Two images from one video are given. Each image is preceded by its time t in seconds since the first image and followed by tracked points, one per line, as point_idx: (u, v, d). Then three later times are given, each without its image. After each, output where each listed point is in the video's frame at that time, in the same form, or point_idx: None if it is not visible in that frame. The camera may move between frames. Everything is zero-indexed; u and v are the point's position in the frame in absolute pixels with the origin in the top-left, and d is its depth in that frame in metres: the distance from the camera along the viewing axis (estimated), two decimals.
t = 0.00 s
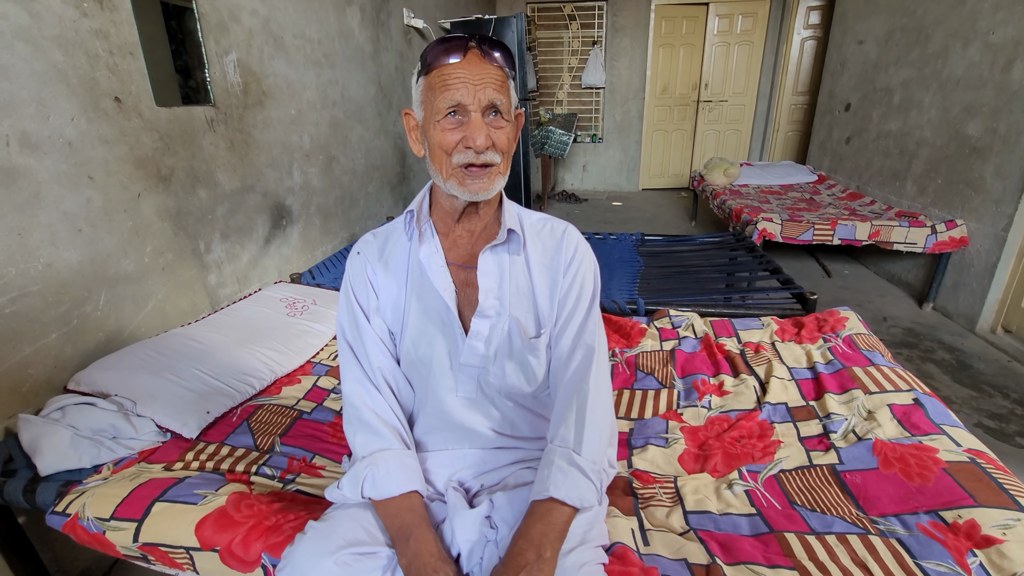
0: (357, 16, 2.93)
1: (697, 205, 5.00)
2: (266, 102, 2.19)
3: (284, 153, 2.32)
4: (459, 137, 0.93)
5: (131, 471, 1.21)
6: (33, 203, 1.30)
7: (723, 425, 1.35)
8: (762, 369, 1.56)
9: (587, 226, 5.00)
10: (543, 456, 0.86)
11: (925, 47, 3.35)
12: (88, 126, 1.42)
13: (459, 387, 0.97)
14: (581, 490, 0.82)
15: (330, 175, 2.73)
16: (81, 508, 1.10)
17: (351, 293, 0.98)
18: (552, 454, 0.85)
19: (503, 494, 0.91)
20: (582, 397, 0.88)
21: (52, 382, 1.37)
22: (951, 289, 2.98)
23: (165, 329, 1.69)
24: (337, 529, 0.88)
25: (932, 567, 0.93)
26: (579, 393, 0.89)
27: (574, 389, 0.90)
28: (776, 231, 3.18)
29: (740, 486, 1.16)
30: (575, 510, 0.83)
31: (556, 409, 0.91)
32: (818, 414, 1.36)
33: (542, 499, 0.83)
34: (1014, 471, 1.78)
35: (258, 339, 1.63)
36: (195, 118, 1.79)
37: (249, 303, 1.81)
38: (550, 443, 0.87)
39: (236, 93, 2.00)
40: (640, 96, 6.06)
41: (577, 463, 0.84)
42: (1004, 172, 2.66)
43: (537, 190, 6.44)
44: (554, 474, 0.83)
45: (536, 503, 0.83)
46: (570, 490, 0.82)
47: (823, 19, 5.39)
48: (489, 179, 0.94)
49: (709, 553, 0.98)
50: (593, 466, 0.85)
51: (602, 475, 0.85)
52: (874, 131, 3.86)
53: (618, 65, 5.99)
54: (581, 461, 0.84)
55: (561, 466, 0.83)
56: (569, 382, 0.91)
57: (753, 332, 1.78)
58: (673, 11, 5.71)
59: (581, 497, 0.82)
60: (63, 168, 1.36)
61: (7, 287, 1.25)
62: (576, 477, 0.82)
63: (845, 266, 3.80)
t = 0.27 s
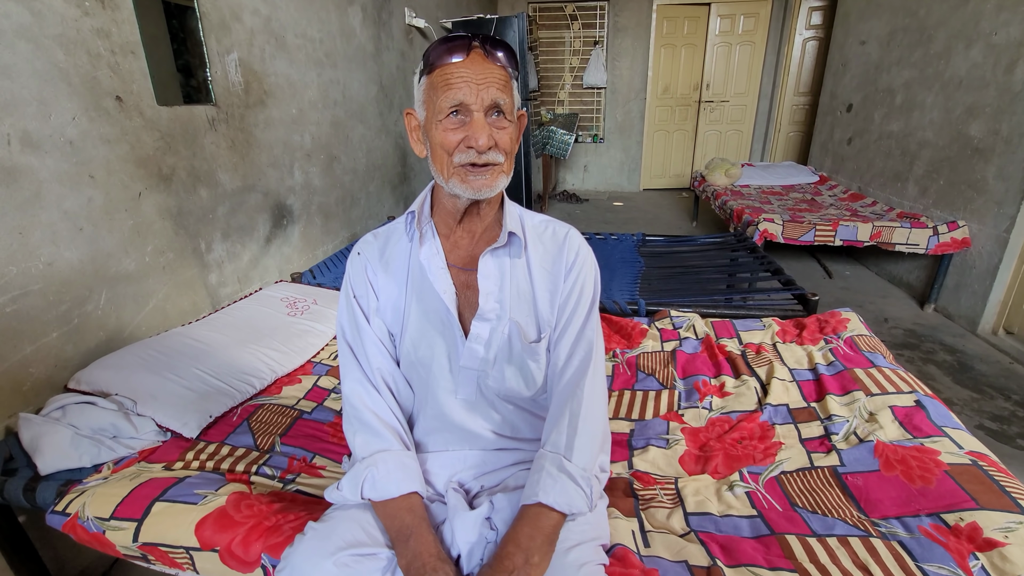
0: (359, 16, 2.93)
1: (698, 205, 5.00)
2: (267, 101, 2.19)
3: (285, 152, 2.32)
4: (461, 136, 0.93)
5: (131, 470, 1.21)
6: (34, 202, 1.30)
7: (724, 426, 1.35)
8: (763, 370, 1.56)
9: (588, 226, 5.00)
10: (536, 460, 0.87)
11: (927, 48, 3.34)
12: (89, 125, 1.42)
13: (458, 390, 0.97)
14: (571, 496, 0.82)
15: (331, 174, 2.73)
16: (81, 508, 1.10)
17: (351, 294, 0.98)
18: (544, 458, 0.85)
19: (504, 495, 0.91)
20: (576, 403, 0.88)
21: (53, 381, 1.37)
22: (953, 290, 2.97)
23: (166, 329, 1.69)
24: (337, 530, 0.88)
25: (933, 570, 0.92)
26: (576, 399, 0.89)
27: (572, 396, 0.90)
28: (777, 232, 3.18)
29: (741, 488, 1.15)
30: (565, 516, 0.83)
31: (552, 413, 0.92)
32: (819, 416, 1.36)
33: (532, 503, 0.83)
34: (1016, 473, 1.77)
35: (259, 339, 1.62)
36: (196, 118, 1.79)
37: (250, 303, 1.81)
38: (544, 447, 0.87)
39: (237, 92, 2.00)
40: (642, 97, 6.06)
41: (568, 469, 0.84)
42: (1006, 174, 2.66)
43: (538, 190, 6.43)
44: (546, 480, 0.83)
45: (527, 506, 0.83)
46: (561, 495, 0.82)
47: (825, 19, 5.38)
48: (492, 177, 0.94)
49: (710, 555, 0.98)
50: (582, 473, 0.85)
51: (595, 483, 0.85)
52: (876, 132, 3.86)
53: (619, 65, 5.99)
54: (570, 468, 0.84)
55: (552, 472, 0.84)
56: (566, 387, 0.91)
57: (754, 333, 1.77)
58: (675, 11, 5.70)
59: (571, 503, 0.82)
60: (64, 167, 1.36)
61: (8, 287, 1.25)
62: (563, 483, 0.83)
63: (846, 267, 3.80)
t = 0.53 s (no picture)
0: (360, 16, 2.93)
1: (699, 205, 4.99)
2: (268, 102, 2.19)
3: (286, 152, 2.32)
4: (464, 137, 0.93)
5: (132, 470, 1.21)
6: (35, 202, 1.30)
7: (724, 427, 1.35)
8: (764, 371, 1.56)
9: (589, 226, 5.00)
10: (543, 461, 0.85)
11: (929, 48, 3.34)
12: (90, 126, 1.42)
13: (459, 393, 0.97)
14: (578, 499, 0.82)
15: (332, 174, 2.73)
16: (82, 508, 1.10)
17: (351, 296, 0.98)
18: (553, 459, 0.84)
19: (504, 495, 0.91)
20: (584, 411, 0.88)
21: (53, 381, 1.37)
22: (954, 291, 2.97)
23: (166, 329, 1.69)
24: (336, 529, 0.88)
25: (934, 571, 0.92)
26: (581, 403, 0.89)
27: (577, 400, 0.90)
28: (778, 232, 3.18)
29: (741, 489, 1.15)
30: (570, 519, 0.82)
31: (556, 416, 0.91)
32: (820, 417, 1.35)
33: (541, 506, 0.81)
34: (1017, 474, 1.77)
35: (260, 339, 1.62)
36: (197, 118, 1.79)
37: (251, 303, 1.81)
38: (552, 450, 0.86)
39: (238, 93, 2.00)
40: (643, 97, 6.06)
41: (577, 472, 0.83)
42: (1008, 174, 2.65)
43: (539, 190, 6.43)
44: (555, 482, 0.82)
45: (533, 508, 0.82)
46: (568, 498, 0.81)
47: (826, 19, 5.37)
48: (495, 178, 0.93)
49: (710, 556, 0.97)
50: (592, 477, 0.84)
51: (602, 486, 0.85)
52: (877, 132, 3.85)
53: (620, 65, 5.99)
54: (582, 472, 0.83)
55: (562, 474, 0.83)
56: (570, 391, 0.91)
57: (755, 334, 1.77)
58: (676, 11, 5.70)
59: (577, 506, 0.81)
60: (65, 167, 1.36)
61: (9, 287, 1.25)
62: (575, 487, 0.82)
63: (847, 267, 3.79)
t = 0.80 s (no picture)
0: (361, 16, 2.93)
1: (700, 206, 4.99)
2: (269, 102, 2.19)
3: (287, 152, 2.33)
4: (469, 135, 0.93)
5: (133, 470, 1.21)
6: (37, 203, 1.30)
7: (725, 427, 1.35)
8: (765, 371, 1.56)
9: (589, 226, 5.00)
10: (548, 462, 0.85)
11: (930, 48, 3.34)
12: (91, 126, 1.42)
13: (461, 395, 0.97)
14: (583, 501, 0.81)
15: (333, 174, 2.73)
16: (83, 508, 1.11)
17: (352, 296, 0.98)
18: (558, 460, 0.84)
19: (504, 496, 0.91)
20: (588, 415, 0.87)
21: (54, 381, 1.38)
22: (955, 291, 2.96)
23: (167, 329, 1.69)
24: (335, 529, 0.88)
25: (934, 572, 0.92)
26: (586, 404, 0.89)
27: (581, 403, 0.89)
28: (779, 232, 3.17)
29: (742, 489, 1.15)
30: (574, 520, 0.82)
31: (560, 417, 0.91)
32: (820, 417, 1.35)
33: (547, 507, 0.81)
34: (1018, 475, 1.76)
35: (261, 339, 1.63)
36: (198, 118, 1.79)
37: (253, 303, 1.81)
38: (558, 451, 0.85)
39: (239, 93, 2.00)
40: (643, 97, 6.06)
41: (584, 473, 0.83)
42: (1009, 175, 2.65)
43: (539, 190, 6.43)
44: (562, 485, 0.81)
45: (537, 509, 0.82)
46: (574, 500, 0.81)
47: (828, 19, 5.36)
48: (500, 177, 0.94)
49: (710, 556, 0.97)
50: (599, 480, 0.84)
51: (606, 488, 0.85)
52: (878, 132, 3.85)
53: (621, 65, 5.99)
54: (590, 475, 0.83)
55: (568, 476, 0.82)
56: (574, 392, 0.91)
57: (756, 334, 1.77)
58: (677, 11, 5.69)
59: (582, 508, 0.81)
60: (66, 167, 1.36)
61: (10, 287, 1.25)
62: (582, 489, 0.82)
63: (848, 268, 3.79)
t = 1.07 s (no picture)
0: (361, 16, 2.93)
1: (700, 206, 4.99)
2: (270, 101, 2.19)
3: (288, 152, 2.33)
4: (471, 139, 0.93)
5: (134, 469, 1.21)
6: (38, 202, 1.31)
7: (725, 427, 1.35)
8: (765, 370, 1.56)
9: (590, 226, 5.00)
10: (551, 461, 0.85)
11: (931, 48, 3.33)
12: (93, 125, 1.43)
13: (462, 394, 0.97)
14: (585, 500, 0.82)
15: (333, 174, 2.73)
16: (84, 506, 1.11)
17: (354, 296, 0.98)
18: (561, 458, 0.84)
19: (505, 494, 0.91)
20: (590, 414, 0.88)
21: (56, 380, 1.38)
22: (956, 291, 2.96)
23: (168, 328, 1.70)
24: (337, 527, 0.88)
25: (934, 571, 0.92)
26: (588, 404, 0.89)
27: (583, 402, 0.90)
28: (780, 232, 3.17)
29: (742, 488, 1.15)
30: (576, 519, 0.82)
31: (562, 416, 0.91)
32: (821, 417, 1.35)
33: (549, 506, 0.81)
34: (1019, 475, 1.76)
35: (262, 339, 1.63)
36: (199, 117, 1.80)
37: (254, 302, 1.81)
38: (561, 449, 0.85)
39: (240, 92, 2.00)
40: (644, 97, 6.06)
41: (586, 473, 0.83)
42: (1010, 174, 2.65)
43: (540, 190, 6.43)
44: (565, 484, 0.81)
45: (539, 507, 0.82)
46: (576, 499, 0.81)
47: (828, 19, 5.35)
48: (502, 182, 0.94)
49: (710, 555, 0.98)
50: (601, 480, 0.84)
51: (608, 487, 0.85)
52: (879, 132, 3.85)
53: (621, 65, 5.99)
54: (592, 474, 0.83)
55: (572, 475, 0.82)
56: (576, 391, 0.91)
57: (756, 334, 1.77)
58: (678, 11, 5.69)
59: (584, 506, 0.81)
60: (68, 166, 1.37)
61: (12, 286, 1.25)
62: (585, 489, 0.82)
63: (849, 268, 3.79)
